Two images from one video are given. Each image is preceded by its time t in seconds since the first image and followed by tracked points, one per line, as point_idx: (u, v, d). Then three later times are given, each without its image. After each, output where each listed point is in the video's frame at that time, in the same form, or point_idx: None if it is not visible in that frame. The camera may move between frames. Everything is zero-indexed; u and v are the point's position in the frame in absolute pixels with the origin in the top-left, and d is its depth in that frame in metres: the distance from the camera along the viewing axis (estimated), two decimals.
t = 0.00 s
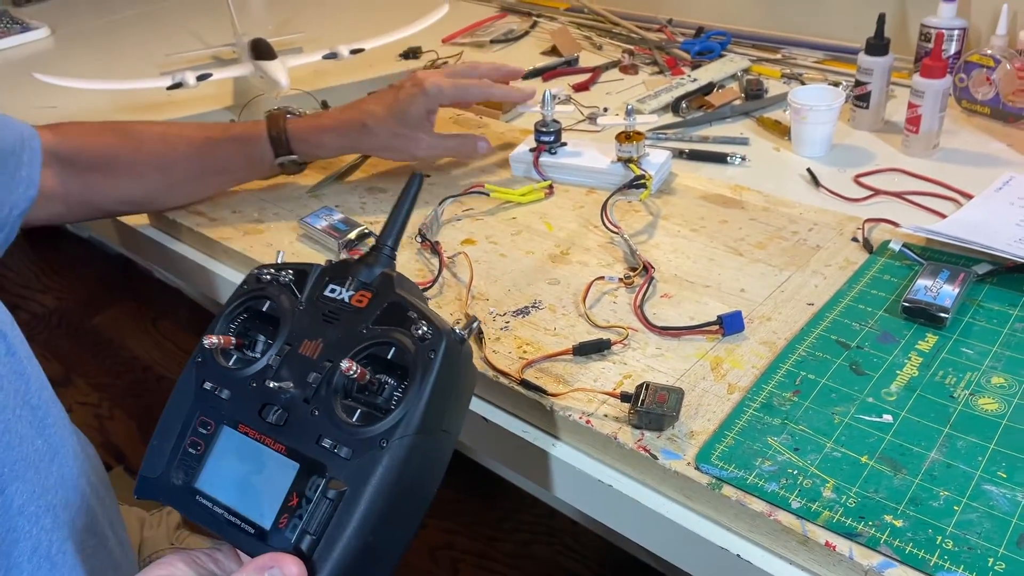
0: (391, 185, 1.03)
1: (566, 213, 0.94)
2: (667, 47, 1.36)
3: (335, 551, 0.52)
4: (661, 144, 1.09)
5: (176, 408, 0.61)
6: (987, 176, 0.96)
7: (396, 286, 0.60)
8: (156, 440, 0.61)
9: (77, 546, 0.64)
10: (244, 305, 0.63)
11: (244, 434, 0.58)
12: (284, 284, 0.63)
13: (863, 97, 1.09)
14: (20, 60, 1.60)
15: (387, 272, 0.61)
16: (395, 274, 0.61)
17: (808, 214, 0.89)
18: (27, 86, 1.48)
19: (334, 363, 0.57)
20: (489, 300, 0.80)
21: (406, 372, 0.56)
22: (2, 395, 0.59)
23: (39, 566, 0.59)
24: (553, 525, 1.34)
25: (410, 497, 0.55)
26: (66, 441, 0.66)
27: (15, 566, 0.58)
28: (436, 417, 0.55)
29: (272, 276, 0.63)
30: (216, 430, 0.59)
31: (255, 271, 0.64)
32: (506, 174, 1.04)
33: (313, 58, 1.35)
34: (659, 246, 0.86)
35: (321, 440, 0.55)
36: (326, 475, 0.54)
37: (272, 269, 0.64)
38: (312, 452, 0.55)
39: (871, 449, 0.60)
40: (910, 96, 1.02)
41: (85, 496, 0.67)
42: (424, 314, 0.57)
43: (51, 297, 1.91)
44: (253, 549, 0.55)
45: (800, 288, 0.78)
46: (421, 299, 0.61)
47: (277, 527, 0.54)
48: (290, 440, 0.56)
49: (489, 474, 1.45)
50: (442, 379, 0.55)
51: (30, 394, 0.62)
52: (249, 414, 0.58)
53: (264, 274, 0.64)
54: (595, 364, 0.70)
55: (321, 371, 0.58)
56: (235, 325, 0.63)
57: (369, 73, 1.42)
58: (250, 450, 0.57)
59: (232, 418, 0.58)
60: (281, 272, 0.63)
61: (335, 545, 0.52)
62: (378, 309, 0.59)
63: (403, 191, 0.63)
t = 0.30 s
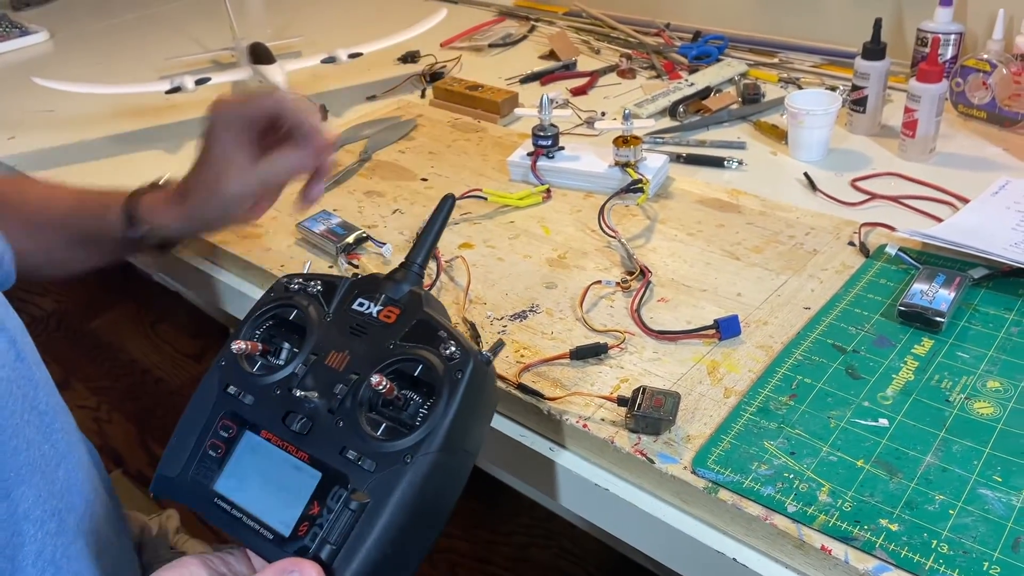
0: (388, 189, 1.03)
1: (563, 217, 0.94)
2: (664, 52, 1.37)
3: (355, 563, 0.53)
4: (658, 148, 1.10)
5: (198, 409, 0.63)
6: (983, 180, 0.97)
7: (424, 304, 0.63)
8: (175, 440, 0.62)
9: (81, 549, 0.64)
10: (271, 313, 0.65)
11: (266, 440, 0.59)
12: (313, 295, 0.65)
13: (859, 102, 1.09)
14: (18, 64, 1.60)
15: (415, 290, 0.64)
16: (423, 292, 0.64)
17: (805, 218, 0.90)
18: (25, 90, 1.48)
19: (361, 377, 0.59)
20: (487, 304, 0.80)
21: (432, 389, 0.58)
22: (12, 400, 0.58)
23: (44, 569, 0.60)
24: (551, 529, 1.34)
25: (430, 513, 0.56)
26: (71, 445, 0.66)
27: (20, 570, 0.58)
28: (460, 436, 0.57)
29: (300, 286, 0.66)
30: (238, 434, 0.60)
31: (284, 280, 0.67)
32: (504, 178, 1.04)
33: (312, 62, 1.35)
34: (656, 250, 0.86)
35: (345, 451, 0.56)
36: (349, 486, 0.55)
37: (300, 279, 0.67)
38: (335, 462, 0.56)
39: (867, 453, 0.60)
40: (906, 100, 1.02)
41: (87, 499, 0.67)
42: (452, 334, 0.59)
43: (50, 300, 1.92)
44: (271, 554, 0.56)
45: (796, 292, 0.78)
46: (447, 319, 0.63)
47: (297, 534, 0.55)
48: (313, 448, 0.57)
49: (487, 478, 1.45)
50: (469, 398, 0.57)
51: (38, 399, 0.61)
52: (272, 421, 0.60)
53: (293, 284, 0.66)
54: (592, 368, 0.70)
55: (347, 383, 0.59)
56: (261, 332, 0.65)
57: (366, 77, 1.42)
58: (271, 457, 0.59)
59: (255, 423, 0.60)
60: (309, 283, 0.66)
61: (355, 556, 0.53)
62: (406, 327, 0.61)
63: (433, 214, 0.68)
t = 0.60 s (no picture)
0: (383, 189, 1.03)
1: (558, 217, 0.94)
2: (661, 52, 1.37)
3: (361, 527, 0.52)
4: (654, 148, 1.10)
5: (208, 385, 0.62)
6: (979, 180, 0.96)
7: (430, 282, 0.63)
8: (186, 413, 0.62)
9: (64, 550, 0.64)
10: (281, 292, 0.66)
11: (275, 412, 0.59)
12: (322, 274, 0.65)
13: (855, 102, 1.09)
14: (14, 64, 1.59)
15: (421, 270, 0.64)
16: (429, 272, 0.65)
17: (800, 218, 0.89)
18: (21, 91, 1.48)
19: (368, 350, 0.59)
20: (481, 305, 0.79)
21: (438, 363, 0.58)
22: None
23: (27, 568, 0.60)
24: (547, 530, 1.34)
25: (436, 482, 0.56)
26: (56, 445, 0.65)
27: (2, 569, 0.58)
28: (465, 407, 0.57)
29: (310, 266, 0.66)
30: (248, 406, 0.60)
31: (294, 260, 0.67)
32: (499, 178, 1.03)
33: (307, 62, 1.34)
34: (650, 251, 0.86)
35: (353, 420, 0.56)
36: (356, 454, 0.55)
37: (310, 259, 0.67)
38: (343, 431, 0.56)
39: (860, 453, 0.59)
40: (902, 100, 1.01)
41: (73, 498, 0.66)
42: (458, 311, 0.60)
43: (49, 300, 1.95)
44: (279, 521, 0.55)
45: (791, 292, 0.78)
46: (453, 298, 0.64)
47: (305, 500, 0.55)
48: (320, 419, 0.57)
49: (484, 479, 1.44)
50: (473, 372, 0.57)
51: (20, 397, 0.61)
52: (282, 393, 0.59)
53: (303, 263, 0.67)
54: (585, 369, 0.70)
55: (355, 356, 0.59)
56: (270, 310, 0.65)
57: (362, 77, 1.42)
58: (280, 428, 0.58)
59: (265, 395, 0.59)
60: (319, 263, 0.66)
61: (363, 519, 0.52)
62: (412, 303, 0.62)
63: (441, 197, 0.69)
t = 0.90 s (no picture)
0: (383, 188, 1.03)
1: (558, 216, 0.94)
2: (661, 51, 1.36)
3: (359, 513, 0.52)
4: (654, 147, 1.09)
5: (214, 381, 0.62)
6: (981, 179, 0.96)
7: (435, 278, 0.64)
8: (192, 407, 0.61)
9: (62, 551, 0.64)
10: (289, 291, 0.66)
11: (280, 404, 0.59)
12: (330, 273, 0.65)
13: (856, 101, 1.08)
14: (13, 63, 1.59)
15: (427, 267, 0.65)
16: (434, 269, 0.65)
17: (801, 218, 0.89)
18: (20, 90, 1.47)
19: (372, 343, 0.60)
20: (481, 305, 0.79)
21: (439, 355, 0.59)
22: None
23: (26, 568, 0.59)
24: (548, 529, 1.33)
25: (436, 472, 0.56)
26: (55, 445, 0.65)
27: None
28: (466, 398, 0.57)
29: (319, 264, 0.66)
30: (253, 399, 0.60)
31: (302, 260, 0.67)
32: (499, 178, 1.03)
33: (307, 61, 1.34)
34: (651, 251, 0.85)
35: (354, 409, 0.56)
36: (356, 442, 0.55)
37: (318, 258, 0.67)
38: (345, 421, 0.56)
39: (864, 454, 0.59)
40: (904, 99, 1.01)
41: (74, 498, 0.66)
42: (461, 305, 0.60)
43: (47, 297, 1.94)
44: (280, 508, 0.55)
45: (793, 292, 0.77)
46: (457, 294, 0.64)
47: (305, 489, 0.55)
48: (323, 410, 0.57)
49: (483, 479, 1.44)
50: (474, 363, 0.58)
51: (17, 398, 0.61)
52: (286, 386, 0.59)
53: (312, 263, 0.67)
54: (586, 369, 0.70)
55: (359, 349, 0.60)
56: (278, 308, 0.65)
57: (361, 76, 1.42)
58: (284, 420, 0.58)
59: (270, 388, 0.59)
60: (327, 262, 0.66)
61: (362, 504, 0.52)
62: (417, 298, 0.62)
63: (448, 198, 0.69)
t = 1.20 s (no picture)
0: (385, 188, 1.02)
1: (561, 216, 0.94)
2: (662, 50, 1.36)
3: (365, 517, 0.52)
4: (657, 147, 1.09)
5: (219, 385, 0.62)
6: (985, 179, 0.96)
7: (439, 282, 0.64)
8: (197, 411, 0.61)
9: (65, 552, 0.63)
10: (293, 295, 0.66)
11: (285, 408, 0.59)
12: (335, 277, 0.66)
13: (859, 101, 1.08)
14: (13, 62, 1.59)
15: (431, 271, 0.65)
16: (439, 273, 0.66)
17: (804, 217, 0.89)
18: (21, 89, 1.47)
19: (377, 346, 0.60)
20: (485, 305, 0.79)
21: (444, 358, 0.59)
22: None
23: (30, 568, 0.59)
24: (550, 529, 1.33)
25: (442, 475, 0.55)
26: (57, 446, 0.65)
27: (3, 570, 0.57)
28: (471, 401, 0.57)
29: (324, 269, 0.67)
30: (259, 403, 0.60)
31: (307, 264, 0.68)
32: (502, 177, 1.03)
33: (309, 60, 1.34)
34: (654, 251, 0.85)
35: (360, 413, 0.56)
36: (362, 445, 0.55)
37: (323, 262, 0.67)
38: (350, 424, 0.56)
39: (869, 455, 0.59)
40: (907, 98, 1.01)
41: (77, 499, 0.66)
42: (466, 308, 0.60)
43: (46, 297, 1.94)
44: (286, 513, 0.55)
45: (796, 292, 0.77)
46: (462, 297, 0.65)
47: (311, 492, 0.55)
48: (329, 413, 0.57)
49: (485, 478, 1.44)
50: (480, 366, 0.58)
51: (20, 399, 0.61)
52: (292, 390, 0.59)
53: (316, 268, 0.67)
54: (590, 370, 0.69)
55: (364, 353, 0.60)
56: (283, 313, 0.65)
57: (363, 76, 1.42)
58: (289, 424, 0.58)
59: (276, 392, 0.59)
60: (332, 266, 0.67)
61: (368, 508, 0.52)
62: (422, 302, 0.62)
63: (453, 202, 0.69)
